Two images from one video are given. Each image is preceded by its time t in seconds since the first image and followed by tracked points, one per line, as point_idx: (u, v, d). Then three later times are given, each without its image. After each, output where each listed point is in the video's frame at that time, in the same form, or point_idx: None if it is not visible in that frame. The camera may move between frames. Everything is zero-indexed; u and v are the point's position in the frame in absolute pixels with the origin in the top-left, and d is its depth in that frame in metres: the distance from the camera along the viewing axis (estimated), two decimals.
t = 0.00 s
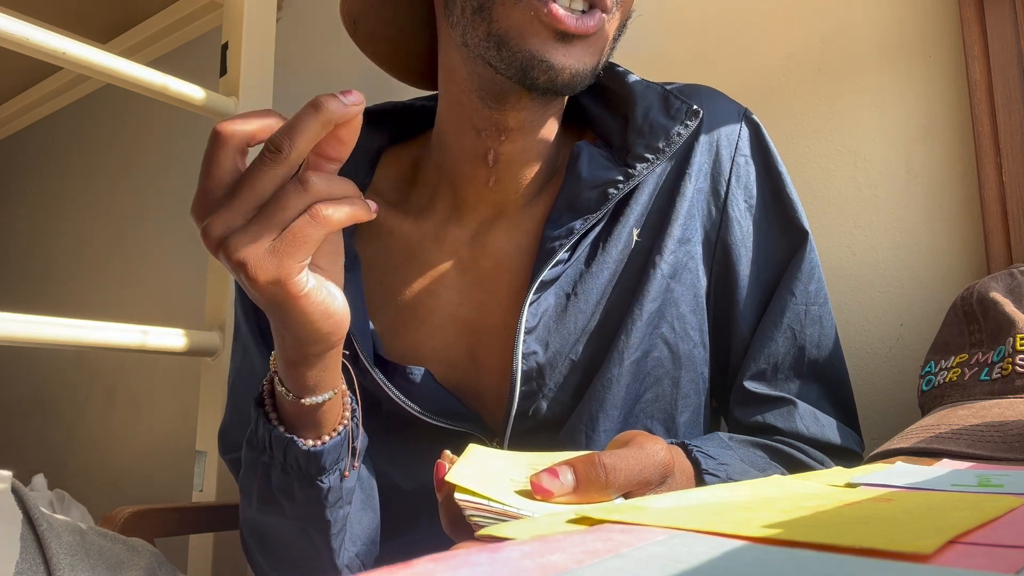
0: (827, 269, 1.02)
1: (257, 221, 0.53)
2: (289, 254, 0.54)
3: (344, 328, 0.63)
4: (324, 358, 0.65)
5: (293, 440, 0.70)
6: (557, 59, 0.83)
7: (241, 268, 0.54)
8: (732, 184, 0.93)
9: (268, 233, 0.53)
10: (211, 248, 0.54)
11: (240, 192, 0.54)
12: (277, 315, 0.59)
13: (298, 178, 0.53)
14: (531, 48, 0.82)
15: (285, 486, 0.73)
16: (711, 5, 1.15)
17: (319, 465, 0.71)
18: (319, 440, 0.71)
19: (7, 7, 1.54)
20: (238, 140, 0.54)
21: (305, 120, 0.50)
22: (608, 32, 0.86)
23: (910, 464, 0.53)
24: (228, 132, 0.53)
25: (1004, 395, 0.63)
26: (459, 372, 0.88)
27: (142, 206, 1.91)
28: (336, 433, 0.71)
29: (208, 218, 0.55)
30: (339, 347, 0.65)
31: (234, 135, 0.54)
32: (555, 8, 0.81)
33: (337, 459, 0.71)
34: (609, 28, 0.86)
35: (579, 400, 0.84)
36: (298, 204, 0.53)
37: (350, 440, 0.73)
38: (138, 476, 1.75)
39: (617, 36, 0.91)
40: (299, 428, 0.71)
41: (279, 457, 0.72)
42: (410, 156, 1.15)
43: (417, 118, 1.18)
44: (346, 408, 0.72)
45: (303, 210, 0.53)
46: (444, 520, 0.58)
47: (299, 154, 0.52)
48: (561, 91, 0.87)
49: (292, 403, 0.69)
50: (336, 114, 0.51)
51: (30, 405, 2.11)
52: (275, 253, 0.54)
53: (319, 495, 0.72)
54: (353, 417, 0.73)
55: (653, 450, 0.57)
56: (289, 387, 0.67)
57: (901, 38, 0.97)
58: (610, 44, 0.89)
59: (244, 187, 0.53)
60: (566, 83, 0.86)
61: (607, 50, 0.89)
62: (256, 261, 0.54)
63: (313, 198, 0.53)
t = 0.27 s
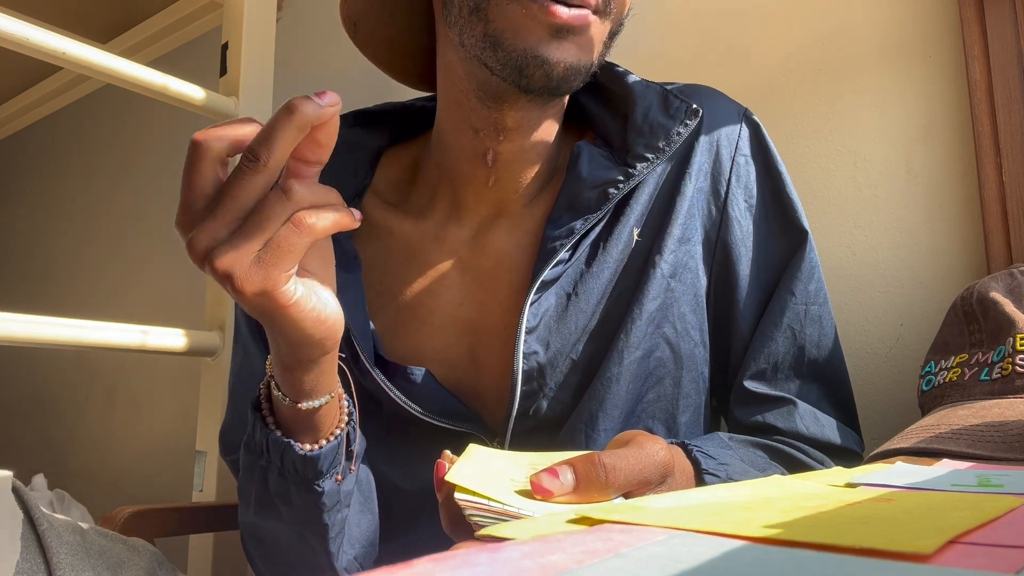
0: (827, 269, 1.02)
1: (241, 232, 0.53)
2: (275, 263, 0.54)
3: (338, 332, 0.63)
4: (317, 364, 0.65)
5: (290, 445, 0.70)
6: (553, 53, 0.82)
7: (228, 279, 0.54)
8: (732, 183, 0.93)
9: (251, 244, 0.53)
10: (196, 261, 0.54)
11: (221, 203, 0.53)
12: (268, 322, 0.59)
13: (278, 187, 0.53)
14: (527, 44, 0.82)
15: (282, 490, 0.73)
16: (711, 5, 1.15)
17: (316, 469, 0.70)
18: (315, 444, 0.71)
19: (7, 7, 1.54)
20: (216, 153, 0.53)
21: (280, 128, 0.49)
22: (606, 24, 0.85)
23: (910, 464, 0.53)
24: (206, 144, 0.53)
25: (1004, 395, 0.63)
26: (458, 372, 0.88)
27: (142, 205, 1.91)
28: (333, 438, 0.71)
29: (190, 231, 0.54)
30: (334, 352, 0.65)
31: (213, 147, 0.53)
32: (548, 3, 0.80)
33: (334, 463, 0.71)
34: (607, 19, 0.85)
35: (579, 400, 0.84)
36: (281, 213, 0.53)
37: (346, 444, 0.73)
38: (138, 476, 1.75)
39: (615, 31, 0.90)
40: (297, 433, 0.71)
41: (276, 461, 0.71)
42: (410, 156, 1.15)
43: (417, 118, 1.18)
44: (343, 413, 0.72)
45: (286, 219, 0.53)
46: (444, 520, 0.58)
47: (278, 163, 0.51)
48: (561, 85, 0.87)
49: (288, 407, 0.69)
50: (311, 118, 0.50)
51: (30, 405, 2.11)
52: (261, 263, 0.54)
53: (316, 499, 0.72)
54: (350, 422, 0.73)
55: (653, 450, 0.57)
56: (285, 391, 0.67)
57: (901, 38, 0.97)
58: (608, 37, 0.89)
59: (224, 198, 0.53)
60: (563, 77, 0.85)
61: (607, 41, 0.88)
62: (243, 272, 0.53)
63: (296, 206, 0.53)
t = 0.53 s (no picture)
0: (827, 269, 1.02)
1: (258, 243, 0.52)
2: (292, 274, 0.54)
3: (350, 341, 0.63)
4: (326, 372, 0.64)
5: (298, 451, 0.70)
6: (552, 55, 0.83)
7: (242, 289, 0.53)
8: (733, 183, 0.92)
9: (270, 252, 0.53)
10: (209, 271, 0.53)
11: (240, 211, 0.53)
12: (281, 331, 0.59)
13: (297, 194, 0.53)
14: (526, 46, 0.82)
15: (291, 496, 0.73)
16: (711, 5, 1.15)
17: (325, 475, 0.71)
18: (324, 450, 0.71)
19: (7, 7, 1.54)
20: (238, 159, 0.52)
21: (300, 134, 0.49)
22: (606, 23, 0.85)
23: (910, 464, 0.52)
24: (228, 150, 0.52)
25: (1004, 395, 0.63)
26: (458, 372, 0.88)
27: (142, 205, 1.90)
28: (341, 444, 0.71)
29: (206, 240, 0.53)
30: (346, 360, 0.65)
31: (236, 154, 0.52)
32: (548, 5, 0.81)
33: (342, 470, 0.72)
34: (608, 19, 0.85)
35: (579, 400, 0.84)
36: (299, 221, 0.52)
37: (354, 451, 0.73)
38: (138, 476, 1.75)
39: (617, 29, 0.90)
40: (305, 438, 0.71)
41: (284, 466, 0.72)
42: (413, 156, 1.15)
43: (419, 118, 1.18)
44: (351, 419, 0.72)
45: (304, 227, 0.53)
46: (444, 520, 0.58)
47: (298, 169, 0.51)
48: (561, 85, 0.88)
49: (297, 415, 0.69)
50: (329, 122, 0.50)
51: (30, 405, 2.11)
52: (276, 274, 0.53)
53: (324, 504, 0.72)
54: (358, 427, 0.73)
55: (653, 450, 0.57)
56: (295, 398, 0.67)
57: (900, 38, 0.97)
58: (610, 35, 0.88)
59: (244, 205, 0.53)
60: (562, 77, 0.86)
61: (607, 41, 0.88)
62: (258, 283, 0.53)
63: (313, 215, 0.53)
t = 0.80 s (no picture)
0: (827, 269, 1.02)
1: (252, 202, 0.55)
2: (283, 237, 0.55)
3: (339, 315, 0.64)
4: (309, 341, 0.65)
5: (290, 426, 0.71)
6: (551, 58, 0.83)
7: (235, 244, 0.55)
8: (733, 183, 0.92)
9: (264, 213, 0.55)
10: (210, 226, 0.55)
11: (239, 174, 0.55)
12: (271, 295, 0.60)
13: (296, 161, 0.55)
14: (524, 49, 0.82)
15: (283, 474, 0.73)
16: (711, 5, 1.15)
17: (316, 452, 0.71)
18: (316, 427, 0.71)
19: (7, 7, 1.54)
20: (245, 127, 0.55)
21: (300, 105, 0.51)
22: (604, 27, 0.85)
23: (910, 464, 0.53)
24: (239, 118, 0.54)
25: (1004, 395, 0.63)
26: (458, 372, 0.88)
27: (142, 205, 1.90)
28: (334, 422, 0.72)
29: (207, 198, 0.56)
30: (337, 335, 0.66)
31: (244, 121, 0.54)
32: (547, 9, 0.81)
33: (333, 447, 0.72)
34: (606, 24, 0.85)
35: (579, 400, 0.84)
36: (295, 186, 0.54)
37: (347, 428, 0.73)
38: (138, 476, 1.75)
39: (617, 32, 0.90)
40: (298, 415, 0.72)
41: (278, 444, 0.72)
42: (414, 157, 1.15)
43: (419, 119, 1.18)
44: (344, 399, 0.73)
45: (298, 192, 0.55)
46: (442, 521, 0.58)
47: (298, 139, 0.53)
48: (559, 89, 0.87)
49: (288, 390, 0.70)
50: (331, 96, 0.52)
51: (30, 405, 2.11)
52: (266, 234, 0.55)
53: (315, 483, 0.72)
54: (352, 407, 0.73)
55: (649, 452, 0.57)
56: (286, 370, 0.68)
57: (901, 38, 0.97)
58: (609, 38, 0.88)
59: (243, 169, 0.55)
60: (561, 81, 0.86)
61: (605, 47, 0.88)
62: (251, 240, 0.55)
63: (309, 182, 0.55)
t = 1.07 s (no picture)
0: (828, 269, 1.02)
1: (247, 218, 0.54)
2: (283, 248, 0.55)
3: (342, 322, 0.64)
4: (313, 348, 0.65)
5: (293, 434, 0.70)
6: (554, 60, 0.83)
7: (235, 262, 0.54)
8: (734, 183, 0.92)
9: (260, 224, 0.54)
10: (205, 244, 0.55)
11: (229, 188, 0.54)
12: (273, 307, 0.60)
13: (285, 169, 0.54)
14: (527, 52, 0.82)
15: (285, 482, 0.73)
16: (711, 5, 1.15)
17: (319, 459, 0.71)
18: (318, 434, 0.71)
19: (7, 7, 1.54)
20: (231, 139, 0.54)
21: (285, 111, 0.51)
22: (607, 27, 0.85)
23: (910, 464, 0.52)
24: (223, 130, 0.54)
25: (1004, 395, 0.63)
26: (458, 372, 0.88)
27: (142, 205, 1.90)
28: (336, 429, 0.72)
29: (198, 217, 0.55)
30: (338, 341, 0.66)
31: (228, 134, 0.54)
32: (550, 10, 0.81)
33: (336, 453, 0.72)
34: (609, 26, 0.85)
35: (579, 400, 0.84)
36: (290, 195, 0.54)
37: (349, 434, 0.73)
38: (138, 476, 1.75)
39: (620, 33, 0.90)
40: (300, 422, 0.71)
41: (280, 452, 0.72)
42: (415, 158, 1.15)
43: (419, 119, 1.18)
44: (345, 405, 0.73)
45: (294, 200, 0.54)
46: (443, 521, 0.58)
47: (285, 145, 0.53)
48: (561, 91, 0.87)
49: (289, 396, 0.70)
50: (313, 98, 0.52)
51: (30, 405, 2.11)
52: (267, 250, 0.54)
53: (318, 489, 0.72)
54: (353, 414, 0.73)
55: (651, 450, 0.57)
56: (290, 380, 0.69)
57: (901, 38, 0.97)
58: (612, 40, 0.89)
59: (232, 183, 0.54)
60: (565, 83, 0.86)
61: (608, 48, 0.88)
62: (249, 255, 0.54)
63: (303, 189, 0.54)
